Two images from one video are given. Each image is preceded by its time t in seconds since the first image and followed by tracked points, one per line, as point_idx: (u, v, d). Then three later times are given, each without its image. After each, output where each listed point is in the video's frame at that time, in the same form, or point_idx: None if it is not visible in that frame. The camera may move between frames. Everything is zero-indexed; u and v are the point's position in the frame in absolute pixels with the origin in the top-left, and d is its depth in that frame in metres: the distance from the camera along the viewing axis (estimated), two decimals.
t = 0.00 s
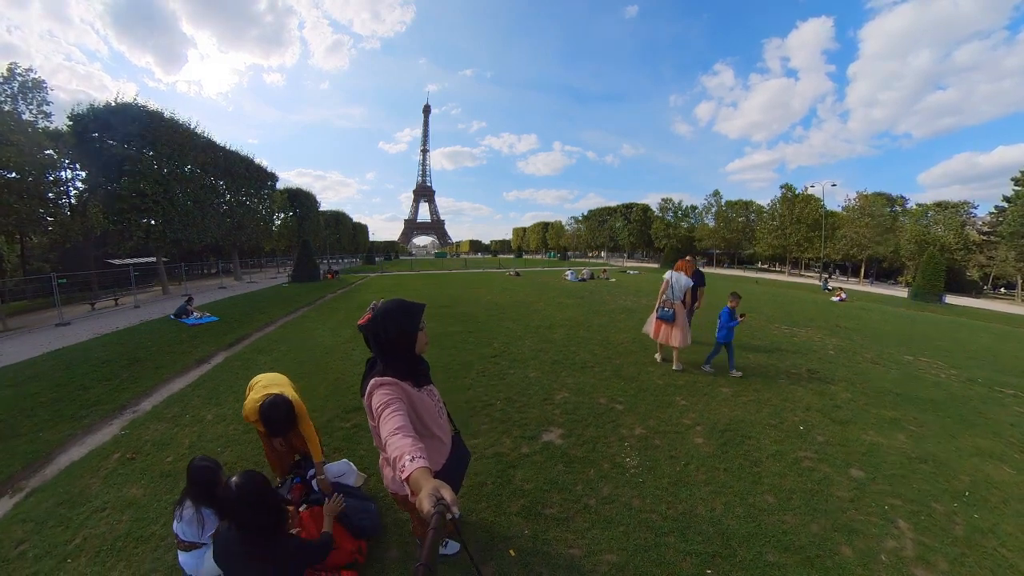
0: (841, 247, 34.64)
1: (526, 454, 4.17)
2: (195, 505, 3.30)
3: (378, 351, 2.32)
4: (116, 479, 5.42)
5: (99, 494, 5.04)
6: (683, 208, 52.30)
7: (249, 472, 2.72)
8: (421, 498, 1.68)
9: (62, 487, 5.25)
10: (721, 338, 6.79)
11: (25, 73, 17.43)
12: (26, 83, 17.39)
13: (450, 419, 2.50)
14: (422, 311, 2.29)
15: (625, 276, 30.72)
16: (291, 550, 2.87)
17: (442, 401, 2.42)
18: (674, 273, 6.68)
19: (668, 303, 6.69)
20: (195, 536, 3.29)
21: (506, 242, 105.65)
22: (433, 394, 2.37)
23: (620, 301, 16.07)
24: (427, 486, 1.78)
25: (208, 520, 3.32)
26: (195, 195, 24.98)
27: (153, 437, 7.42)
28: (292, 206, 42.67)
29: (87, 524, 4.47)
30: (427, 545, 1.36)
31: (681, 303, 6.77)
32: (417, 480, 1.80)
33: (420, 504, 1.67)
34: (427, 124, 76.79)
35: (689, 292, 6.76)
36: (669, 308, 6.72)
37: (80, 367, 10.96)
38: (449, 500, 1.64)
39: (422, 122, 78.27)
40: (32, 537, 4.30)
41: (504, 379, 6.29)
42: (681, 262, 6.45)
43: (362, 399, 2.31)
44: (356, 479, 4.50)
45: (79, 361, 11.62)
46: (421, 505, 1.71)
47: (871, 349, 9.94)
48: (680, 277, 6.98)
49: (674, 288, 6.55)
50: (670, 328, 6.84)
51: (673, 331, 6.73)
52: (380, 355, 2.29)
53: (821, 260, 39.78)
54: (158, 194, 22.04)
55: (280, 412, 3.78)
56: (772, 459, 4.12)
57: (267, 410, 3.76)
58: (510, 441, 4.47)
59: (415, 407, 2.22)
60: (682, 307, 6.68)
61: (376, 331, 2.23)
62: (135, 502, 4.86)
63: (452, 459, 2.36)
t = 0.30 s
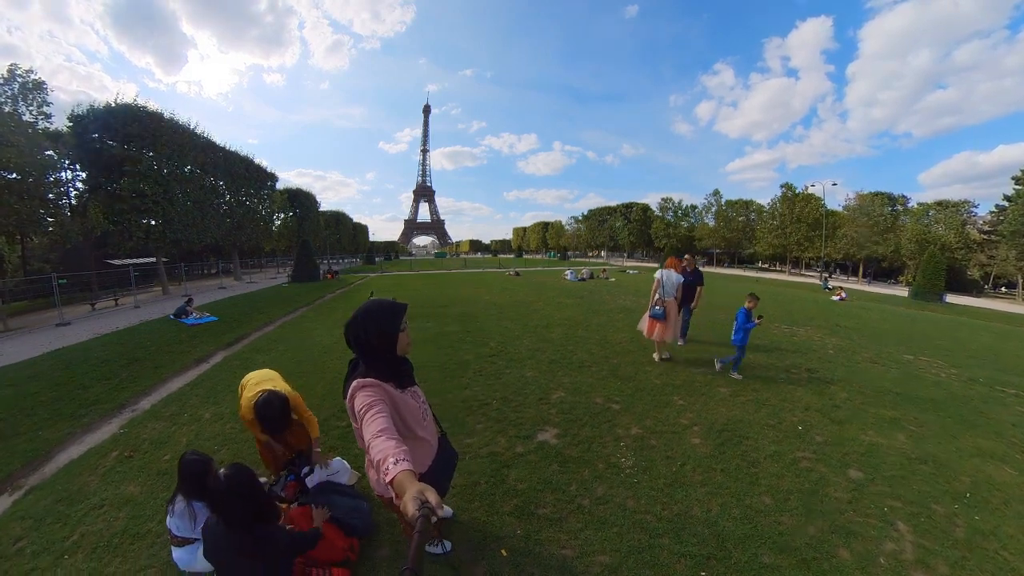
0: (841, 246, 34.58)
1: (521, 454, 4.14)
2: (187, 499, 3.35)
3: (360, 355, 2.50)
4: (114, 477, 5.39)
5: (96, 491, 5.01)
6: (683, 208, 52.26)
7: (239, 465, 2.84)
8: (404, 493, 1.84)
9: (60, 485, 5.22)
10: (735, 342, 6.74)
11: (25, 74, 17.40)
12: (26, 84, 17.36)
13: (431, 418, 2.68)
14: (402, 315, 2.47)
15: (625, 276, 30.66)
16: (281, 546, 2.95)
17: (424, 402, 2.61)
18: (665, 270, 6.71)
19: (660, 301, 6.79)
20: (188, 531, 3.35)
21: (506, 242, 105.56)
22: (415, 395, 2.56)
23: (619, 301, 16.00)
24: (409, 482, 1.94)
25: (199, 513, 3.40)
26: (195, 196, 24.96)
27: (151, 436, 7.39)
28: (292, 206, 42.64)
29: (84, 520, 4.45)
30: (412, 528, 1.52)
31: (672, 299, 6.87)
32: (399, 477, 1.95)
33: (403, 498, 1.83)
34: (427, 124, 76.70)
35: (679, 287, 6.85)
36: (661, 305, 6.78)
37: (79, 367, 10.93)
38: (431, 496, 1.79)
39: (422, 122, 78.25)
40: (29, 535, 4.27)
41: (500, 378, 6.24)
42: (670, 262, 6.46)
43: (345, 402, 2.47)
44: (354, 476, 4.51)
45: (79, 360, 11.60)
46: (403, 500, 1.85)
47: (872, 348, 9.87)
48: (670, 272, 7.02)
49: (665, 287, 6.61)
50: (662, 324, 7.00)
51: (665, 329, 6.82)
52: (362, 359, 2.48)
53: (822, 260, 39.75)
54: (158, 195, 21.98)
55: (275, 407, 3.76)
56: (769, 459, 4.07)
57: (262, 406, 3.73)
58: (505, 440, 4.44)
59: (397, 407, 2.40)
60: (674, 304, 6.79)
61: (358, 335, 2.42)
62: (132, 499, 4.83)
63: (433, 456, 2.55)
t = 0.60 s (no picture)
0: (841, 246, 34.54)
1: (517, 453, 4.12)
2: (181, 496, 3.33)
3: (348, 355, 2.71)
4: (113, 475, 5.37)
5: (96, 489, 4.99)
6: (683, 207, 52.21)
7: (231, 459, 2.83)
8: (393, 490, 2.03)
9: (60, 483, 5.20)
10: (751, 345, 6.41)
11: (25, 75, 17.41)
12: (26, 85, 17.35)
13: (421, 414, 2.92)
14: (390, 317, 2.68)
15: (624, 275, 30.61)
16: (272, 543, 2.91)
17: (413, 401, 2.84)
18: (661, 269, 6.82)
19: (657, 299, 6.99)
20: (182, 528, 3.33)
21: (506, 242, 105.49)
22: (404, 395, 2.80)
23: (619, 301, 15.97)
24: (398, 480, 2.14)
25: (193, 509, 3.38)
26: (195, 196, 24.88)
27: (150, 435, 7.37)
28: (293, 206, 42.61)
29: (83, 517, 4.43)
30: (401, 523, 1.72)
31: (669, 297, 7.07)
32: (387, 478, 2.14)
33: (393, 494, 2.03)
34: (427, 124, 76.65)
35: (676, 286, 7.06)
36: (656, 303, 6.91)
37: (79, 367, 10.92)
38: (420, 495, 1.97)
39: (422, 122, 78.22)
40: (30, 531, 4.27)
41: (498, 378, 6.22)
42: (666, 261, 6.70)
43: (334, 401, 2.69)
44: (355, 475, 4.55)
45: (78, 360, 11.58)
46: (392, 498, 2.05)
47: (872, 348, 9.83)
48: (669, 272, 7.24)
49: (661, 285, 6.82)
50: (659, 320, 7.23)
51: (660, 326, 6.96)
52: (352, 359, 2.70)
53: (822, 259, 39.71)
54: (158, 196, 21.94)
55: (279, 406, 3.76)
56: (768, 459, 4.04)
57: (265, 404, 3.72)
58: (502, 439, 4.42)
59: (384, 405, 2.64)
60: (671, 302, 6.99)
61: (350, 336, 2.64)
62: (131, 497, 4.81)
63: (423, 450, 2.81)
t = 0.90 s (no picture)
0: (841, 245, 34.50)
1: (514, 453, 4.08)
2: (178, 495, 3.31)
3: (339, 354, 2.75)
4: (112, 473, 5.34)
5: (94, 488, 4.96)
6: (683, 207, 52.16)
7: (224, 456, 2.82)
8: (389, 490, 2.12)
9: (57, 481, 5.17)
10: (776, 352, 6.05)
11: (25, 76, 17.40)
12: (27, 86, 17.34)
13: (411, 413, 3.00)
14: (381, 317, 2.70)
15: (624, 275, 30.55)
16: (264, 543, 2.86)
17: (404, 400, 2.90)
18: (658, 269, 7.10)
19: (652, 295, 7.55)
20: (177, 527, 3.30)
21: (506, 242, 105.42)
22: (395, 394, 2.86)
23: (618, 300, 15.92)
24: (393, 479, 2.23)
25: (188, 508, 3.35)
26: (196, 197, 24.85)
27: (149, 434, 7.34)
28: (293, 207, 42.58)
29: (80, 516, 4.40)
30: (400, 521, 1.79)
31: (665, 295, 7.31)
32: (383, 477, 2.23)
33: (388, 494, 2.13)
34: (427, 124, 76.61)
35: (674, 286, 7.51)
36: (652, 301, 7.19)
37: (78, 366, 10.90)
38: (416, 493, 2.07)
39: (422, 122, 78.21)
40: (27, 530, 4.23)
41: (495, 377, 6.18)
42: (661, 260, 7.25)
43: (325, 401, 2.72)
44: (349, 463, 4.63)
45: (77, 359, 11.53)
46: (388, 497, 2.15)
47: (872, 347, 9.80)
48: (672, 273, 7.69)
49: (655, 282, 7.38)
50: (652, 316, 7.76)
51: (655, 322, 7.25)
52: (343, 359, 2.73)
53: (822, 259, 39.68)
54: (158, 196, 21.91)
55: (278, 395, 3.74)
56: (767, 459, 3.99)
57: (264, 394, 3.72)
58: (498, 439, 4.38)
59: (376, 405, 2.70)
60: (664, 300, 7.48)
61: (341, 336, 2.66)
62: (128, 495, 4.77)
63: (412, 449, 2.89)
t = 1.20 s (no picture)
0: (842, 245, 34.42)
1: (509, 455, 4.03)
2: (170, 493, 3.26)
3: (327, 353, 2.75)
4: (108, 473, 5.28)
5: (91, 487, 4.91)
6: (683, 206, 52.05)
7: (213, 457, 2.76)
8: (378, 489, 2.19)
9: (54, 481, 5.11)
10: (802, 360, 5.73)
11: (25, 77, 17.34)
12: (26, 87, 17.29)
13: (398, 413, 3.05)
14: (370, 317, 2.72)
15: (625, 274, 30.44)
16: (253, 544, 2.80)
17: (390, 400, 2.95)
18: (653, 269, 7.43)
19: (650, 293, 7.72)
20: (171, 526, 3.26)
21: (506, 242, 105.33)
22: (382, 394, 2.90)
23: (618, 300, 15.86)
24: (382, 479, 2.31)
25: (183, 506, 3.31)
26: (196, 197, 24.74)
27: (146, 434, 7.28)
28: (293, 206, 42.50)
29: (75, 515, 4.34)
30: (393, 519, 1.84)
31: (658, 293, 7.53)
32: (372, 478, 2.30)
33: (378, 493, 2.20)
34: (427, 124, 76.22)
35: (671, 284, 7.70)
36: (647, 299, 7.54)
37: (77, 366, 10.84)
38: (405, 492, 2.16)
39: (422, 122, 78.08)
40: (23, 529, 4.18)
41: (492, 378, 6.11)
42: (659, 258, 7.41)
43: (313, 400, 2.73)
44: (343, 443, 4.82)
45: (75, 359, 11.47)
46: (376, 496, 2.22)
47: (873, 347, 9.73)
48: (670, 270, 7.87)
49: (652, 280, 7.57)
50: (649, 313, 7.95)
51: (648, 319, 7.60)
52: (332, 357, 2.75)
53: (823, 258, 39.61)
54: (158, 196, 21.83)
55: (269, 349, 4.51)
56: (766, 461, 3.93)
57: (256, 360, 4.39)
58: (493, 441, 4.33)
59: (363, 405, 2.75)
60: (663, 297, 7.66)
61: (329, 335, 2.68)
62: (124, 495, 4.72)
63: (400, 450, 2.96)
